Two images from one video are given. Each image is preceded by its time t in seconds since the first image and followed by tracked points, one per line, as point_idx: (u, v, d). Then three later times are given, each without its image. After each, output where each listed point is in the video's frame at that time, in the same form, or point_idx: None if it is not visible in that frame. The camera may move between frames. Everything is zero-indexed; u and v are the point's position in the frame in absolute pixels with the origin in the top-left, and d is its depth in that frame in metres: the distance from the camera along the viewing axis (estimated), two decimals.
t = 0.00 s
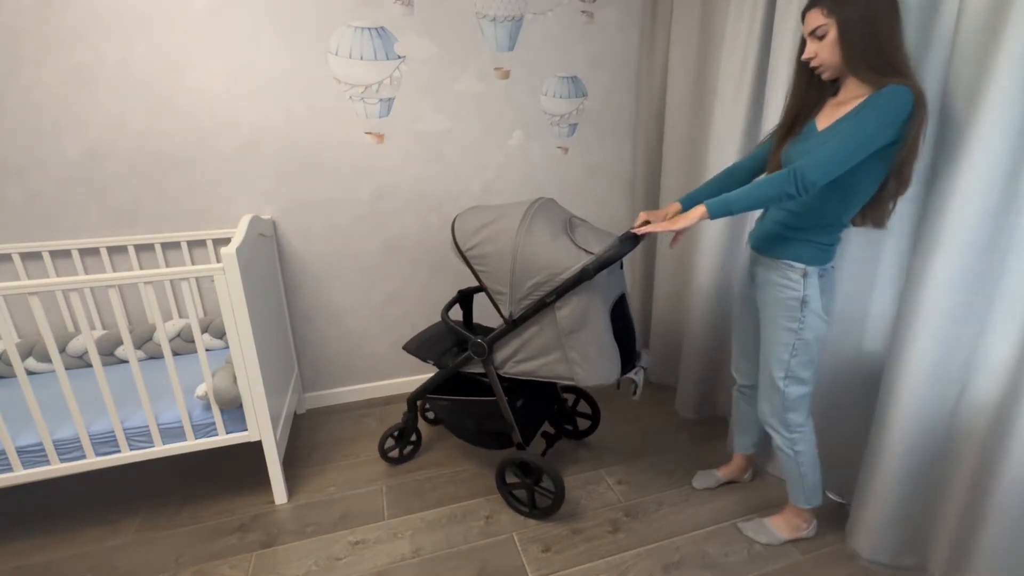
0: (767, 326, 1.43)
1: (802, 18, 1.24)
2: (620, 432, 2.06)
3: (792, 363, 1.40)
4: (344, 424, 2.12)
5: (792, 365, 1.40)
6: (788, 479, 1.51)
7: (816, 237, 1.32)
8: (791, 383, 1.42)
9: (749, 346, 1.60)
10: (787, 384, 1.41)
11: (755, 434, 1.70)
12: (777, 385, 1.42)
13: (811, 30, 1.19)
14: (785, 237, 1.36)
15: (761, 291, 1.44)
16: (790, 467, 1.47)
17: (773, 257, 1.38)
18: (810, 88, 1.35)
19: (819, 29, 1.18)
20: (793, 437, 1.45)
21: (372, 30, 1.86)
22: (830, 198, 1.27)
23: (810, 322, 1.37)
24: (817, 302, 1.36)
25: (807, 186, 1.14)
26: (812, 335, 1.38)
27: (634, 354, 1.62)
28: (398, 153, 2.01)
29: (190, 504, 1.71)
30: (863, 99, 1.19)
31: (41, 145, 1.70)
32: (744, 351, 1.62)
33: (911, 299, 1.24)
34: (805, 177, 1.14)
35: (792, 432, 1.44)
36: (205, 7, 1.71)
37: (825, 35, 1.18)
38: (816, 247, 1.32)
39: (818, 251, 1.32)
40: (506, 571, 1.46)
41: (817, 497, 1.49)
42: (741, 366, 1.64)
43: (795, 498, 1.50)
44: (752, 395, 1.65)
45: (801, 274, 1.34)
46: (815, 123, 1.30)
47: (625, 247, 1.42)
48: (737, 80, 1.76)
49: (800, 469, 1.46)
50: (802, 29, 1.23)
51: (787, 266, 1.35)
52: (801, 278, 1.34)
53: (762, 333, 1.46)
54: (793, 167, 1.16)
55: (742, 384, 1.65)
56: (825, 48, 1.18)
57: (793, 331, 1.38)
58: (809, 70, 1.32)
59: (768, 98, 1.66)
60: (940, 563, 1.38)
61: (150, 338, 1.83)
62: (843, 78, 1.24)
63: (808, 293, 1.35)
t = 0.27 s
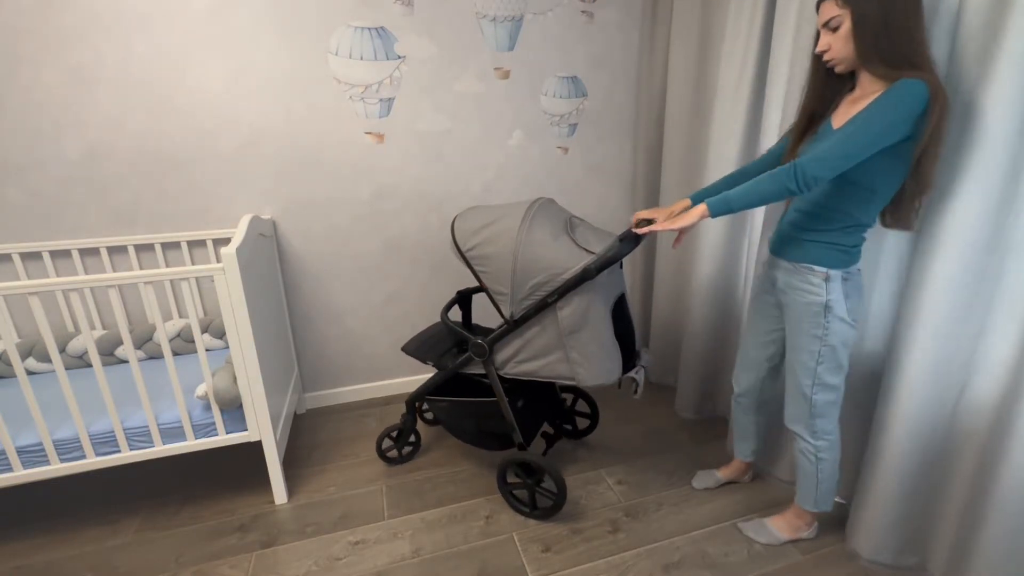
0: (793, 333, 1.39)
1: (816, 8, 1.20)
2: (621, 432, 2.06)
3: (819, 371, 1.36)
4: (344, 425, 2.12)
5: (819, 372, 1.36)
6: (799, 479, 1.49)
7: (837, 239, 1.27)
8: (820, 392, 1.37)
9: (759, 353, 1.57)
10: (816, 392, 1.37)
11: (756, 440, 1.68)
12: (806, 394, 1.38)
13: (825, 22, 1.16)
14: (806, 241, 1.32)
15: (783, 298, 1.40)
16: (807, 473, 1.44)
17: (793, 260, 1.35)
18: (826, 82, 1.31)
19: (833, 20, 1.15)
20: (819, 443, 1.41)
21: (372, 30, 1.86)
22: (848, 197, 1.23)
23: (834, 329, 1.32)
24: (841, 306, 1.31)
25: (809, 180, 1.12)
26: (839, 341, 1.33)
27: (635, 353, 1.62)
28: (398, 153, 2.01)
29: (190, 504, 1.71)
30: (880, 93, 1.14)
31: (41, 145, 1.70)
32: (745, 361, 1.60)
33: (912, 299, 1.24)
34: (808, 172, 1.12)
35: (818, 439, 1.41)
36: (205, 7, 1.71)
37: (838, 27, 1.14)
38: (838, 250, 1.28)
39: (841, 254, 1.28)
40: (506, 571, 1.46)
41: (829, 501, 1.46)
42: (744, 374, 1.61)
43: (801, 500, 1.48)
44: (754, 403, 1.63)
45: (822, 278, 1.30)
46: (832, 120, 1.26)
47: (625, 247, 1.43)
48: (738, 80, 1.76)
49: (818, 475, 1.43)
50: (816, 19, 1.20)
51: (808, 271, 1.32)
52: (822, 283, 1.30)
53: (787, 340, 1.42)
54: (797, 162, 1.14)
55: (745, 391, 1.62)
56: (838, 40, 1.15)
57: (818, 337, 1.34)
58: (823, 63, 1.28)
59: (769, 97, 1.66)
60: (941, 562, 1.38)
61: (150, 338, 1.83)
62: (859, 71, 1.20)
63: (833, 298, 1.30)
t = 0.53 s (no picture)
0: (805, 338, 1.38)
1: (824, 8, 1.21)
2: (620, 432, 2.06)
3: (830, 377, 1.35)
4: (344, 425, 2.12)
5: (830, 378, 1.35)
6: (802, 483, 1.49)
7: (848, 242, 1.26)
8: (832, 397, 1.36)
9: (766, 356, 1.57)
10: (826, 398, 1.36)
11: (759, 446, 1.67)
12: (817, 399, 1.38)
13: (830, 23, 1.17)
14: (816, 244, 1.31)
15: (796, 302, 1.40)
16: (813, 477, 1.44)
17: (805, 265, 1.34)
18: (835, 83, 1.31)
19: (836, 21, 1.15)
20: (828, 448, 1.41)
21: (372, 30, 1.86)
22: (858, 199, 1.21)
23: (846, 335, 1.31)
24: (853, 311, 1.29)
25: (810, 179, 1.12)
26: (850, 347, 1.31)
27: (637, 354, 1.63)
28: (398, 153, 2.01)
29: (190, 505, 1.71)
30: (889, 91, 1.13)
31: (41, 145, 1.70)
32: (752, 364, 1.60)
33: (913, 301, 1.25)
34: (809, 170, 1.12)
35: (827, 444, 1.41)
36: (204, 7, 1.71)
37: (842, 27, 1.15)
38: (848, 253, 1.26)
39: (852, 257, 1.26)
40: (506, 571, 1.46)
41: (832, 505, 1.46)
42: (751, 378, 1.61)
43: (802, 502, 1.48)
44: (760, 411, 1.62)
45: (833, 283, 1.29)
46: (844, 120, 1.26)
47: (627, 247, 1.43)
48: (738, 80, 1.76)
49: (823, 479, 1.43)
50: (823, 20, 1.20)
51: (819, 276, 1.31)
52: (833, 287, 1.29)
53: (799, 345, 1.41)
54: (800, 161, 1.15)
55: (750, 395, 1.62)
56: (843, 40, 1.15)
57: (829, 343, 1.33)
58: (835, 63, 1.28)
59: (769, 97, 1.66)
60: (941, 562, 1.39)
61: (150, 338, 1.83)
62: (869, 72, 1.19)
63: (844, 304, 1.29)
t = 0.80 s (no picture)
0: (807, 340, 1.38)
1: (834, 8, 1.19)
2: (621, 432, 2.06)
3: (831, 379, 1.35)
4: (345, 425, 2.12)
5: (832, 380, 1.35)
6: (802, 484, 1.49)
7: (854, 245, 1.25)
8: (833, 399, 1.36)
9: (767, 358, 1.57)
10: (827, 400, 1.36)
11: (760, 447, 1.67)
12: (818, 401, 1.38)
13: (840, 23, 1.15)
14: (819, 245, 1.31)
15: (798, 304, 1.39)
16: (813, 478, 1.44)
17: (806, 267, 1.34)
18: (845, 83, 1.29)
19: (847, 21, 1.13)
20: (829, 450, 1.40)
21: (372, 30, 1.86)
22: (868, 202, 1.20)
23: (848, 338, 1.31)
24: (856, 314, 1.29)
25: (821, 184, 1.11)
26: (852, 350, 1.31)
27: (643, 356, 1.62)
28: (398, 153, 2.01)
29: (190, 504, 1.71)
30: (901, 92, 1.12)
31: (41, 145, 1.70)
32: (754, 365, 1.61)
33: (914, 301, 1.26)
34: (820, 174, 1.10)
35: (828, 446, 1.41)
36: (204, 7, 1.71)
37: (854, 27, 1.13)
38: (853, 256, 1.26)
39: (857, 260, 1.26)
40: (505, 571, 1.46)
41: (832, 507, 1.45)
42: (753, 379, 1.61)
43: (802, 503, 1.48)
44: (762, 412, 1.62)
45: (836, 285, 1.28)
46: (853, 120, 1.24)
47: (634, 248, 1.42)
48: (738, 80, 1.76)
49: (823, 480, 1.43)
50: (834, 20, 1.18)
51: (822, 278, 1.30)
52: (836, 290, 1.29)
53: (801, 346, 1.41)
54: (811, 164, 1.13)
55: (752, 396, 1.62)
56: (855, 40, 1.13)
57: (831, 346, 1.33)
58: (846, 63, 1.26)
59: (769, 97, 1.66)
60: (939, 562, 1.38)
61: (150, 338, 1.83)
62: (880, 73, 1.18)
63: (847, 306, 1.29)
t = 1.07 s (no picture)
0: (810, 341, 1.38)
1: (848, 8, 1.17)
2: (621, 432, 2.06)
3: (834, 381, 1.35)
4: (345, 425, 2.12)
5: (834, 382, 1.35)
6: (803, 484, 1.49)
7: (859, 246, 1.25)
8: (835, 400, 1.36)
9: (767, 359, 1.57)
10: (830, 402, 1.37)
11: (760, 448, 1.67)
12: (820, 403, 1.38)
13: (855, 22, 1.13)
14: (823, 246, 1.31)
15: (802, 305, 1.39)
16: (814, 479, 1.44)
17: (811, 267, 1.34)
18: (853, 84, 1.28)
19: (862, 20, 1.11)
20: (830, 451, 1.41)
21: (372, 30, 1.86)
22: (876, 203, 1.20)
23: (852, 339, 1.31)
24: (861, 316, 1.29)
25: (829, 180, 1.11)
26: (855, 351, 1.31)
27: (651, 359, 1.61)
28: (398, 153, 2.01)
29: (190, 504, 1.71)
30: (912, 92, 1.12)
31: (41, 145, 1.70)
32: (755, 366, 1.61)
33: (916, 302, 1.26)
34: (828, 171, 1.11)
35: (829, 447, 1.41)
36: (204, 7, 1.71)
37: (869, 27, 1.11)
38: (858, 257, 1.26)
39: (861, 261, 1.26)
40: (505, 571, 1.46)
41: (832, 508, 1.46)
42: (753, 380, 1.61)
43: (803, 503, 1.49)
44: (762, 413, 1.62)
45: (841, 286, 1.28)
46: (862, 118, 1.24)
47: (641, 249, 1.39)
48: (738, 80, 1.76)
49: (824, 481, 1.43)
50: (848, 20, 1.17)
51: (826, 279, 1.30)
52: (841, 291, 1.28)
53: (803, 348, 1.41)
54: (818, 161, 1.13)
55: (752, 397, 1.62)
56: (870, 41, 1.12)
57: (834, 347, 1.32)
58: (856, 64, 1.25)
59: (769, 97, 1.66)
60: (938, 563, 1.38)
61: (150, 338, 1.83)
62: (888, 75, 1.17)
63: (851, 307, 1.28)
